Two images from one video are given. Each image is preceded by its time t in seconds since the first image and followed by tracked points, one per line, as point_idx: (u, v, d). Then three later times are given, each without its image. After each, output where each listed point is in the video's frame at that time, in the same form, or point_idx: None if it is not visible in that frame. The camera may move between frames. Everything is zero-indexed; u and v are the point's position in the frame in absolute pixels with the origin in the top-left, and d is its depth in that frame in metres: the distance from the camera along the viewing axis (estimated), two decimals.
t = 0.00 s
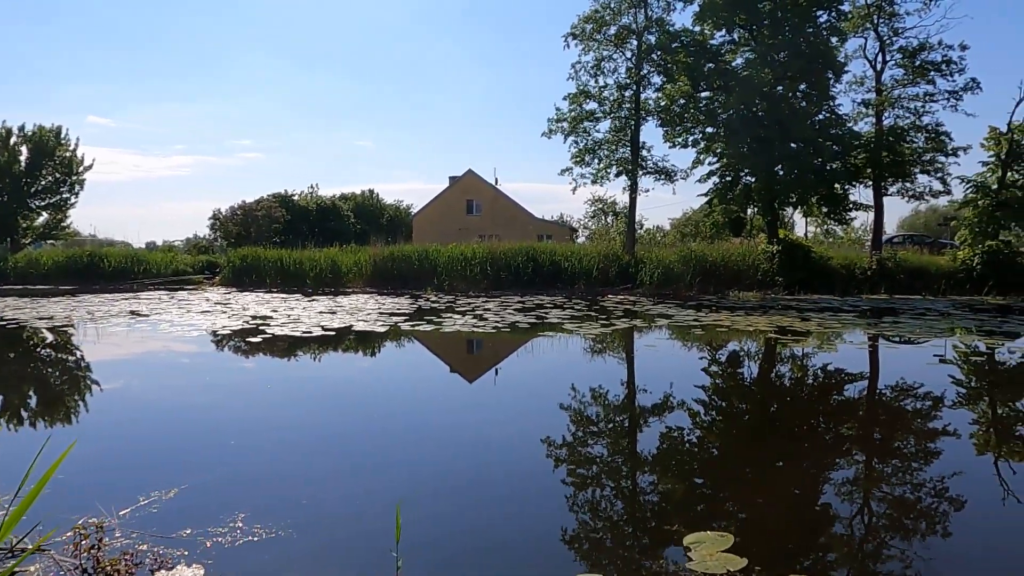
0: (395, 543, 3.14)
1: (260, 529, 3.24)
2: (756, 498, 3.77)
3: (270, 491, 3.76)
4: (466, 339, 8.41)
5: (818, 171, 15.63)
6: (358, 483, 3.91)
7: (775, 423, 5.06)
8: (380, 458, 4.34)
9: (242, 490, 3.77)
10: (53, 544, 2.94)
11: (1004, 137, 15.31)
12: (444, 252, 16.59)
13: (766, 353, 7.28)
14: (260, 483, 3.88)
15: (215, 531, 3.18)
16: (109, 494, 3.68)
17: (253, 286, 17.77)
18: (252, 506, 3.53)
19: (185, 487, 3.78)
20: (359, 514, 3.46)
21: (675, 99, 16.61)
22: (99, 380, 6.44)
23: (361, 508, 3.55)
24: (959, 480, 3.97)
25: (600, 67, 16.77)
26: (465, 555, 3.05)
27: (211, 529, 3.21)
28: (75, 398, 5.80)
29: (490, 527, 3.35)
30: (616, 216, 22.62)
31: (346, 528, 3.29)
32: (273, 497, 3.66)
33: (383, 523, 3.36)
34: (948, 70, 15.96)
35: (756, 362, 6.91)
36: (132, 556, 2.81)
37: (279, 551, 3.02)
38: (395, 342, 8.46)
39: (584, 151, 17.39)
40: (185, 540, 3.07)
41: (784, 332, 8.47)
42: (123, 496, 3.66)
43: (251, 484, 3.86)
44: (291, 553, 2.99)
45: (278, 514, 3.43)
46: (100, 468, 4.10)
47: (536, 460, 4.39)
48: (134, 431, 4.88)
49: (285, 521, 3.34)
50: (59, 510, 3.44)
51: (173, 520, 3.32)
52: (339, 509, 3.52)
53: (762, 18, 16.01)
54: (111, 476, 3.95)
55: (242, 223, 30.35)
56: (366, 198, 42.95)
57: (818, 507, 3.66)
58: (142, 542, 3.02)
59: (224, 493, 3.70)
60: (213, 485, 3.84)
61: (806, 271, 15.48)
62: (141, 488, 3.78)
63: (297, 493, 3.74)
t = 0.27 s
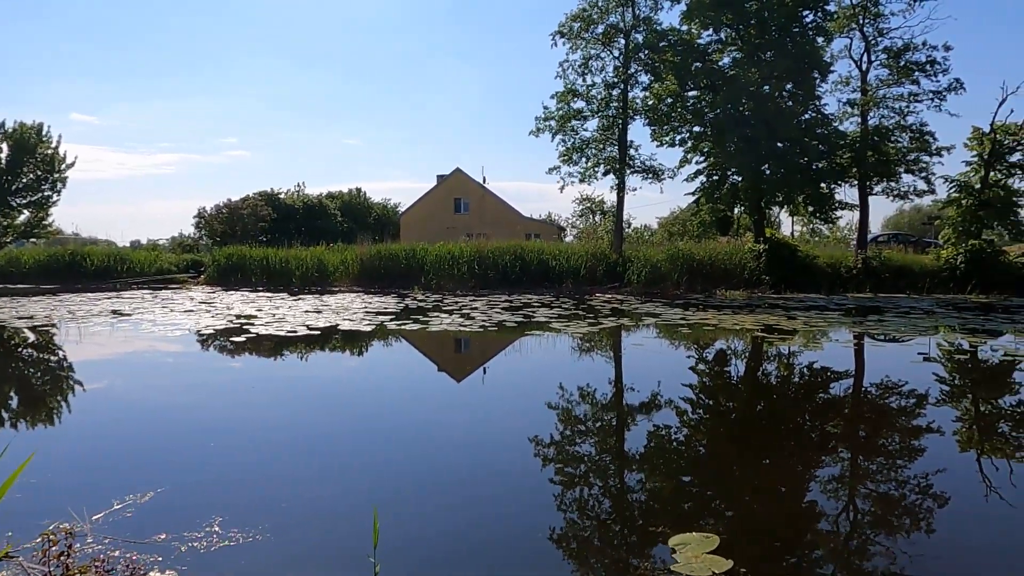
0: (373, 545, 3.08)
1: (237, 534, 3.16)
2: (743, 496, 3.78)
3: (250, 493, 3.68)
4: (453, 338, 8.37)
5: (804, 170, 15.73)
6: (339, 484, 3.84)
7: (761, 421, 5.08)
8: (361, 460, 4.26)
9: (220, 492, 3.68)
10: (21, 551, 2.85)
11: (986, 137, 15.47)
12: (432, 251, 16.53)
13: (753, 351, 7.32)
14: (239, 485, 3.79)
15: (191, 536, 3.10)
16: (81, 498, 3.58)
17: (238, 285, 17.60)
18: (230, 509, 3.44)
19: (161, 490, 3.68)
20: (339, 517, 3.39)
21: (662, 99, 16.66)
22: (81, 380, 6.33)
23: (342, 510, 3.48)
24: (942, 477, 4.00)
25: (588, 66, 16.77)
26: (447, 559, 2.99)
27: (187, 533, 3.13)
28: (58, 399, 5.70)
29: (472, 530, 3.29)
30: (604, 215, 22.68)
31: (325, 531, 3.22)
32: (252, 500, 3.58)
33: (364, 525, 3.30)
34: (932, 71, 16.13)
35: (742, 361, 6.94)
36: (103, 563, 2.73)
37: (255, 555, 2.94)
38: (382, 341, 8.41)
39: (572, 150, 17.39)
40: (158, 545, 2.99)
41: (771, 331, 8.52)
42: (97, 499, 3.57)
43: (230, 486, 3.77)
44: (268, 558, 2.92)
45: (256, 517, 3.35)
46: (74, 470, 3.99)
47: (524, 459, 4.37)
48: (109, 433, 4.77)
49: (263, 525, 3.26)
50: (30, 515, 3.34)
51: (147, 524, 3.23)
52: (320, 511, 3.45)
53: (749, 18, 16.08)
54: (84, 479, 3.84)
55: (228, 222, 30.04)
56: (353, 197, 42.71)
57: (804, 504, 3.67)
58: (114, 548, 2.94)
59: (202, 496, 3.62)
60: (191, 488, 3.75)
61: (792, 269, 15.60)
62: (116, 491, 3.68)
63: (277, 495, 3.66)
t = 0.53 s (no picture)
0: (356, 549, 3.02)
1: (217, 538, 3.08)
2: (729, 494, 3.79)
3: (232, 496, 3.60)
4: (440, 337, 8.33)
5: (790, 170, 15.84)
6: (324, 486, 3.78)
7: (747, 420, 5.10)
8: (346, 461, 4.20)
9: (202, 495, 3.61)
10: None
11: (968, 139, 15.69)
12: (419, 250, 16.46)
13: (739, 350, 7.36)
14: (221, 487, 3.72)
15: (169, 541, 3.03)
16: (57, 502, 3.48)
17: (223, 285, 17.42)
18: (210, 513, 3.37)
19: (140, 493, 3.60)
20: (323, 520, 3.32)
21: (649, 99, 16.73)
22: (62, 381, 6.22)
23: (325, 512, 3.42)
24: (924, 474, 4.04)
25: (575, 66, 16.79)
26: (431, 563, 2.94)
27: (165, 539, 3.06)
28: (39, 399, 5.60)
29: (457, 533, 3.24)
30: (591, 214, 22.72)
31: (308, 534, 3.16)
32: (234, 502, 3.51)
33: (348, 528, 3.24)
34: (915, 72, 16.32)
35: (728, 360, 6.97)
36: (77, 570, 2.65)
37: (235, 560, 2.88)
38: (369, 341, 8.35)
39: (559, 149, 17.39)
40: (135, 551, 2.91)
41: (756, 330, 8.58)
42: (73, 502, 3.48)
43: (212, 489, 3.70)
44: (249, 563, 2.85)
45: (237, 521, 3.28)
46: (51, 473, 3.89)
47: (510, 459, 4.35)
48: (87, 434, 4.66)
49: (245, 528, 3.19)
50: (3, 520, 3.24)
51: (124, 529, 3.15)
52: (302, 514, 3.38)
53: (735, 18, 16.18)
54: (59, 483, 3.73)
55: (212, 221, 29.71)
56: (340, 196, 42.43)
57: (789, 502, 3.69)
58: (90, 554, 2.86)
59: (182, 499, 3.54)
60: (172, 490, 3.67)
61: (777, 269, 15.73)
62: (93, 494, 3.59)
63: (260, 497, 3.59)
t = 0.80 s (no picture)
0: (342, 552, 2.98)
1: (201, 542, 3.04)
2: (716, 494, 3.81)
3: (217, 498, 3.55)
4: (428, 338, 8.31)
5: (776, 171, 15.94)
6: (311, 488, 3.74)
7: (734, 419, 5.13)
8: (334, 463, 4.16)
9: (186, 497, 3.55)
10: None
11: (952, 141, 15.93)
12: (407, 251, 16.40)
13: (726, 350, 7.40)
14: (206, 490, 3.67)
15: (152, 545, 2.98)
16: (38, 505, 3.41)
17: (208, 285, 17.26)
18: (195, 516, 3.32)
19: (123, 497, 3.54)
20: (311, 522, 3.29)
21: (637, 100, 16.79)
22: (43, 382, 6.12)
23: (312, 515, 3.38)
24: (909, 473, 4.08)
25: (564, 66, 16.81)
26: (419, 564, 2.92)
27: (148, 543, 3.00)
28: (22, 401, 5.51)
29: (445, 535, 3.21)
30: (579, 214, 22.77)
31: (295, 537, 3.12)
32: (219, 505, 3.46)
33: (335, 530, 3.20)
34: (900, 75, 16.51)
35: (715, 360, 7.01)
36: None
37: (219, 565, 2.83)
38: (357, 342, 8.30)
39: (548, 150, 17.40)
40: (117, 556, 2.86)
41: (743, 330, 8.63)
42: (54, 506, 3.41)
43: (197, 491, 3.64)
44: (233, 567, 2.81)
45: (221, 524, 3.23)
46: (32, 476, 3.82)
47: (499, 459, 4.34)
48: (68, 436, 4.58)
49: (229, 532, 3.15)
50: None
51: (106, 533, 3.09)
52: (289, 517, 3.34)
53: (722, 20, 16.28)
54: (41, 486, 3.66)
55: (198, 220, 29.42)
56: (327, 196, 42.20)
57: (775, 501, 3.72)
58: (70, 559, 2.81)
59: (166, 502, 3.49)
60: (156, 493, 3.61)
61: (763, 270, 15.84)
62: (74, 497, 3.53)
63: (247, 499, 3.55)
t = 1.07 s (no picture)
0: (330, 554, 2.95)
1: (185, 546, 2.99)
2: (703, 493, 3.82)
3: (203, 501, 3.50)
4: (416, 338, 8.28)
5: (763, 172, 16.07)
6: (299, 490, 3.70)
7: (721, 419, 5.16)
8: (322, 465, 4.12)
9: (171, 501, 3.50)
10: None
11: (935, 143, 16.13)
12: (394, 251, 16.34)
13: (713, 350, 7.44)
14: (191, 492, 3.62)
15: (135, 550, 2.93)
16: (18, 510, 3.34)
17: (193, 285, 17.08)
18: (179, 520, 3.27)
19: (106, 500, 3.48)
20: (298, 524, 3.26)
21: (625, 101, 16.85)
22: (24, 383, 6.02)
23: (299, 517, 3.34)
24: (892, 472, 4.13)
25: (552, 67, 16.83)
26: (409, 565, 2.90)
27: (131, 547, 2.95)
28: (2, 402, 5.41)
29: (434, 536, 3.19)
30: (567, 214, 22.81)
31: (281, 540, 3.08)
32: (205, 507, 3.42)
33: (323, 532, 3.17)
34: (884, 78, 16.71)
35: (702, 360, 7.05)
36: None
37: (204, 569, 2.79)
38: (344, 342, 8.25)
39: (536, 150, 17.41)
40: (101, 561, 2.81)
41: (730, 331, 8.69)
42: (35, 510, 3.35)
43: (181, 494, 3.59)
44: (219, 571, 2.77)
45: (207, 528, 3.18)
46: (11, 480, 3.75)
47: (487, 460, 4.33)
48: (50, 438, 4.50)
49: (215, 535, 3.11)
50: None
51: (89, 538, 3.04)
52: (276, 520, 3.30)
53: (709, 22, 16.38)
54: (22, 490, 3.59)
55: (183, 220, 29.11)
56: (314, 195, 41.94)
57: (762, 500, 3.74)
58: (51, 564, 2.75)
59: (150, 505, 3.43)
60: (141, 496, 3.56)
61: (750, 270, 15.96)
62: (56, 501, 3.46)
63: (232, 502, 3.50)
